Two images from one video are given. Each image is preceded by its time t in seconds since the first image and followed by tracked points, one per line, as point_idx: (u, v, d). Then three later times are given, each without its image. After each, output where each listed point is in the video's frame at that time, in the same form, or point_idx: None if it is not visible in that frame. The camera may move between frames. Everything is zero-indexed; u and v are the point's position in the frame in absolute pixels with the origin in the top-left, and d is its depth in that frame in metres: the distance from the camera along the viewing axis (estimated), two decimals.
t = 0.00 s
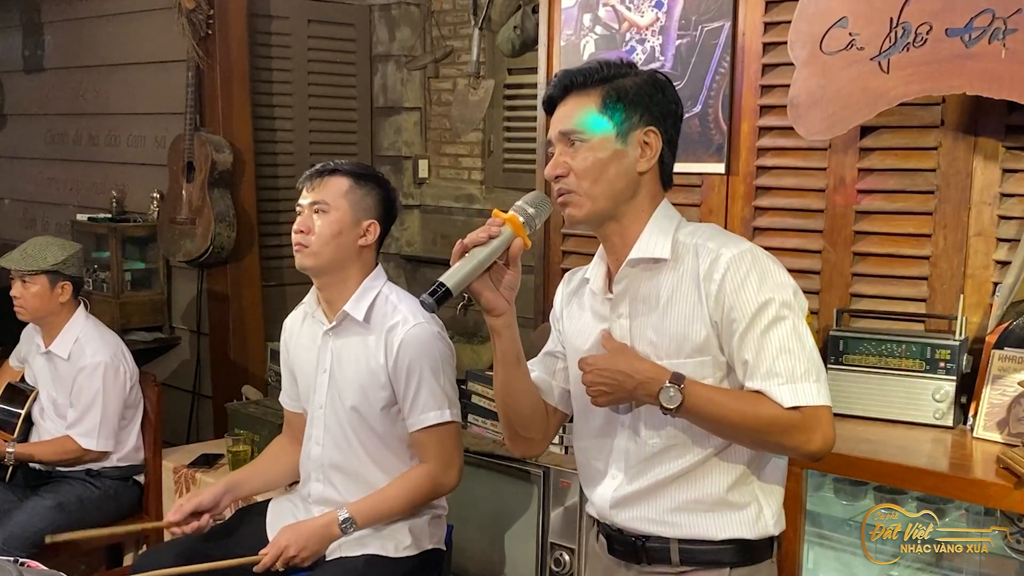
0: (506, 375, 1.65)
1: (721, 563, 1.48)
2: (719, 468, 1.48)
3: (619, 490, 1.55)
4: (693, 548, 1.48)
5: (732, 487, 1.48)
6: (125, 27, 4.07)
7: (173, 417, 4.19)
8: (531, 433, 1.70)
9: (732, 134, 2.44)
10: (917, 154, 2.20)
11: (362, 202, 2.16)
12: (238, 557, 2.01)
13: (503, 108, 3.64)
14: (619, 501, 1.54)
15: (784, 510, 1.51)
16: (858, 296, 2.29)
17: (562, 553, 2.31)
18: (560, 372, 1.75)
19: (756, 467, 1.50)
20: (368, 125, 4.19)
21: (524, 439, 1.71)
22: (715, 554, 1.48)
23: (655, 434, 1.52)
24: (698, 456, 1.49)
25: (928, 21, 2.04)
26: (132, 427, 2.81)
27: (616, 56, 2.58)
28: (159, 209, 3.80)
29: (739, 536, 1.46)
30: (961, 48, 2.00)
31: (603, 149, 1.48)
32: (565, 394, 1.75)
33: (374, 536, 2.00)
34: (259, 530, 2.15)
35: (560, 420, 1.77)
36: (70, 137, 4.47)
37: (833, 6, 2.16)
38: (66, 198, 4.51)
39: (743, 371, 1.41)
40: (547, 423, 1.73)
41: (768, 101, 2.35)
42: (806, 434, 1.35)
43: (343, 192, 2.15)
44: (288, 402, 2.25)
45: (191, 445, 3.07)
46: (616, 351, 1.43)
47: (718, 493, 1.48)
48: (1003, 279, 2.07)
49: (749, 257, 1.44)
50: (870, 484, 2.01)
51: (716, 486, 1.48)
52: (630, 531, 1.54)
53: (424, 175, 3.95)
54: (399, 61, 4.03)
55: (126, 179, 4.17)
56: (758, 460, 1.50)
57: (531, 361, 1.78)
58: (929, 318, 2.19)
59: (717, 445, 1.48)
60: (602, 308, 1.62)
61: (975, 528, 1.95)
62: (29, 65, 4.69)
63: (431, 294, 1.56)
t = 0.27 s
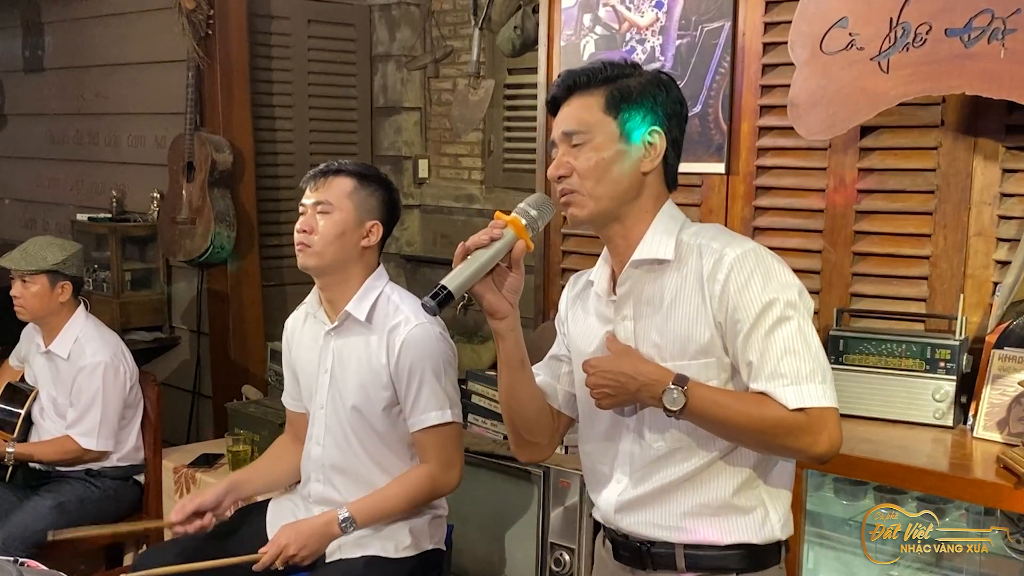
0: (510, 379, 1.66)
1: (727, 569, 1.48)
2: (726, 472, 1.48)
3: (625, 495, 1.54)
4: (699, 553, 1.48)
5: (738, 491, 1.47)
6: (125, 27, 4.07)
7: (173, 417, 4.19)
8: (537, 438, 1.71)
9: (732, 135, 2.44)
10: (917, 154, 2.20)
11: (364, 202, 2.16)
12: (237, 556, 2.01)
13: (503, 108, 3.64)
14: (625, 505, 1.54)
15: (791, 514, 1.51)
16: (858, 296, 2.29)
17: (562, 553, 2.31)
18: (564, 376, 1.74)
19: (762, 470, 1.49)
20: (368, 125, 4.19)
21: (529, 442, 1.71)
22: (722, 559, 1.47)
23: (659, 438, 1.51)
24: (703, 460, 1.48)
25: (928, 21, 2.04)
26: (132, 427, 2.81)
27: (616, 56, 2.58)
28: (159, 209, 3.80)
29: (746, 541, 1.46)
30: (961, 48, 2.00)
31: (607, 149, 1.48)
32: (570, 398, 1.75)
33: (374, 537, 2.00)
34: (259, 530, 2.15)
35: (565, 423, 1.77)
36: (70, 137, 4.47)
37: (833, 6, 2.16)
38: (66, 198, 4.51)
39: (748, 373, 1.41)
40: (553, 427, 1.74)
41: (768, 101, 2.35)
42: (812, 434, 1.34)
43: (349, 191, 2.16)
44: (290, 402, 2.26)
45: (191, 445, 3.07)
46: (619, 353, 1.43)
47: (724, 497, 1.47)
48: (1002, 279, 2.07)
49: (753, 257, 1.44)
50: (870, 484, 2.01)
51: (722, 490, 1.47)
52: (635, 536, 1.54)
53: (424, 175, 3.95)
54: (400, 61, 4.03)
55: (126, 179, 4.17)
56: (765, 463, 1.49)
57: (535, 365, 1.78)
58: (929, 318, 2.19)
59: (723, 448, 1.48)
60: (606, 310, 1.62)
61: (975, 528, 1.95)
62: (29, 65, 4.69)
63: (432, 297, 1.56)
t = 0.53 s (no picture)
0: (515, 383, 1.65)
1: None
2: (731, 478, 1.48)
3: (630, 500, 1.54)
4: (702, 560, 1.48)
5: (743, 497, 1.47)
6: (125, 27, 4.07)
7: (173, 417, 4.19)
8: (543, 444, 1.69)
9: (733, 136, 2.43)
10: (918, 154, 2.19)
11: (363, 204, 2.16)
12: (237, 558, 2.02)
13: (503, 108, 3.65)
14: (629, 511, 1.54)
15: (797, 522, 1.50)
16: (858, 296, 2.29)
17: (562, 554, 2.31)
18: (570, 380, 1.74)
19: (767, 477, 1.49)
20: (368, 125, 4.19)
21: (532, 446, 1.70)
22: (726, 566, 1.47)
23: (663, 444, 1.51)
24: (708, 466, 1.48)
25: (928, 20, 2.04)
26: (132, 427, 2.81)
27: (616, 55, 2.58)
28: (159, 209, 3.80)
29: (751, 549, 1.46)
30: (961, 48, 2.00)
31: (612, 150, 1.48)
32: (575, 402, 1.74)
33: (375, 538, 2.00)
34: (259, 530, 2.14)
35: (573, 427, 1.77)
36: (71, 137, 4.47)
37: (831, 6, 2.16)
38: (66, 198, 4.51)
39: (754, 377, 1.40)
40: (560, 431, 1.74)
41: (768, 100, 2.34)
42: (818, 441, 1.34)
43: (347, 192, 2.15)
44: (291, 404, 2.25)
45: (191, 445, 3.06)
46: (627, 357, 1.43)
47: (730, 503, 1.47)
48: (1003, 279, 2.07)
49: (759, 260, 1.43)
50: (870, 485, 2.01)
51: (727, 497, 1.47)
52: (639, 542, 1.54)
53: (424, 175, 3.95)
54: (400, 60, 4.03)
55: (126, 179, 4.17)
56: (771, 469, 1.49)
57: (543, 370, 1.78)
58: (929, 318, 2.18)
59: (728, 454, 1.48)
60: (613, 314, 1.62)
61: (976, 529, 1.95)
62: (29, 64, 4.69)
63: (435, 301, 1.54)
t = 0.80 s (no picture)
0: (519, 385, 1.65)
1: None
2: (737, 483, 1.47)
3: (634, 503, 1.54)
4: (705, 565, 1.48)
5: (749, 503, 1.47)
6: (126, 27, 4.07)
7: (173, 417, 4.20)
8: (547, 445, 1.70)
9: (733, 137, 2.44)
10: (918, 154, 2.19)
11: (360, 204, 2.16)
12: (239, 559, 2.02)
13: (503, 108, 3.66)
14: (633, 514, 1.54)
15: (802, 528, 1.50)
16: (858, 296, 2.29)
17: (562, 554, 2.31)
18: (575, 382, 1.73)
19: (773, 484, 1.48)
20: (368, 126, 4.19)
21: (537, 445, 1.70)
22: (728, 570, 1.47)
23: (668, 448, 1.51)
24: (712, 471, 1.48)
25: (928, 21, 2.04)
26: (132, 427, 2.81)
27: (616, 56, 2.59)
28: (159, 209, 3.80)
29: (755, 555, 1.46)
30: (961, 48, 2.00)
31: (619, 150, 1.48)
32: (581, 404, 1.74)
33: (377, 538, 2.00)
34: (260, 529, 2.15)
35: (578, 430, 1.77)
36: (71, 137, 4.47)
37: (831, 6, 2.16)
38: (66, 198, 4.51)
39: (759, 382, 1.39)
40: (564, 434, 1.74)
41: (768, 101, 2.35)
42: (825, 447, 1.32)
43: (345, 192, 2.15)
44: (291, 404, 2.25)
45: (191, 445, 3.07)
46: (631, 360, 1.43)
47: (735, 508, 1.47)
48: (1003, 279, 2.07)
49: (766, 263, 1.42)
50: (870, 484, 2.02)
51: (732, 503, 1.47)
52: (644, 545, 1.54)
53: (424, 175, 3.95)
54: (400, 61, 4.03)
55: (126, 179, 4.17)
56: (777, 475, 1.48)
57: (548, 371, 1.77)
58: (929, 318, 2.19)
59: (733, 460, 1.47)
60: (617, 316, 1.61)
61: (975, 528, 1.94)
62: (29, 65, 4.69)
63: (437, 303, 1.54)
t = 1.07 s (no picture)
0: (527, 387, 1.64)
1: None
2: (743, 490, 1.47)
3: (639, 507, 1.54)
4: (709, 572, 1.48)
5: (754, 510, 1.47)
6: (126, 27, 4.07)
7: (173, 417, 4.19)
8: (555, 447, 1.69)
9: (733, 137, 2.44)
10: (917, 154, 2.19)
11: (354, 208, 2.15)
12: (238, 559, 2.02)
13: (503, 108, 3.66)
14: (637, 519, 1.54)
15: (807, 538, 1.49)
16: (858, 296, 2.29)
17: (562, 554, 2.31)
18: (583, 383, 1.73)
19: (779, 492, 1.48)
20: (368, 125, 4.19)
21: (544, 448, 1.70)
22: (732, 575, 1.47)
23: (674, 454, 1.51)
24: (717, 479, 1.48)
25: (928, 21, 2.04)
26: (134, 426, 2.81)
27: (616, 56, 2.59)
28: (159, 209, 3.80)
29: (760, 563, 1.46)
30: (961, 48, 2.00)
31: (630, 151, 1.47)
32: (590, 406, 1.73)
33: (377, 538, 2.00)
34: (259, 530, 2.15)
35: (585, 433, 1.75)
36: (71, 137, 4.47)
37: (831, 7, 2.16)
38: (66, 198, 4.51)
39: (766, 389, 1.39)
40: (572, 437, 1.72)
41: (768, 101, 2.35)
42: (830, 459, 1.32)
43: (339, 198, 2.14)
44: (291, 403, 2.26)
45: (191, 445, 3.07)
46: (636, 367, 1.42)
47: (740, 516, 1.46)
48: (1003, 279, 2.07)
49: (776, 268, 1.41)
50: (870, 485, 2.03)
51: (737, 510, 1.47)
52: (648, 550, 1.54)
53: (424, 175, 3.95)
54: (400, 61, 4.03)
55: (126, 179, 4.17)
56: (784, 483, 1.48)
57: (556, 372, 1.77)
58: (929, 318, 2.19)
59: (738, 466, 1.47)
60: (626, 319, 1.61)
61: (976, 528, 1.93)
62: (29, 65, 4.69)
63: (443, 306, 1.58)
